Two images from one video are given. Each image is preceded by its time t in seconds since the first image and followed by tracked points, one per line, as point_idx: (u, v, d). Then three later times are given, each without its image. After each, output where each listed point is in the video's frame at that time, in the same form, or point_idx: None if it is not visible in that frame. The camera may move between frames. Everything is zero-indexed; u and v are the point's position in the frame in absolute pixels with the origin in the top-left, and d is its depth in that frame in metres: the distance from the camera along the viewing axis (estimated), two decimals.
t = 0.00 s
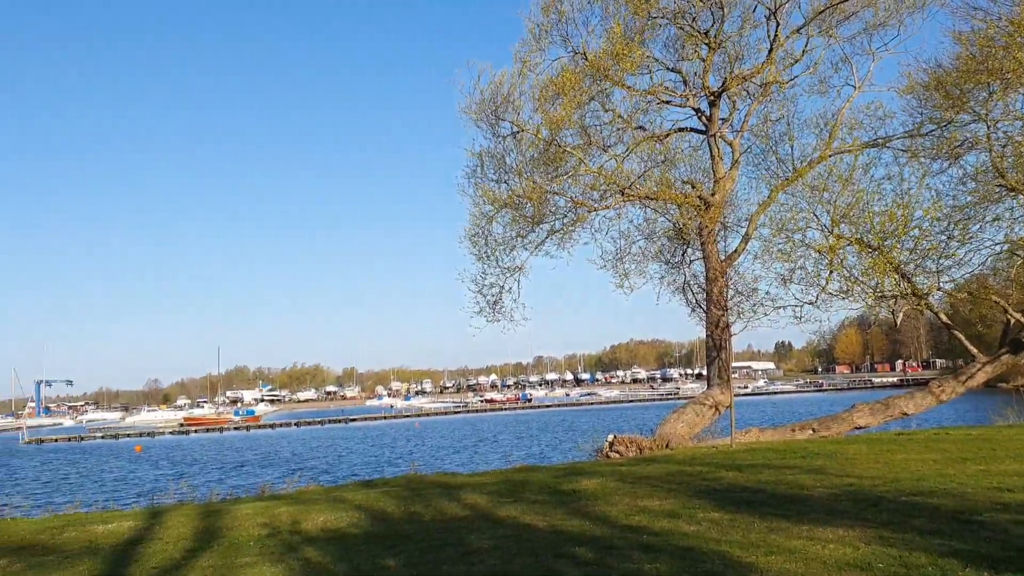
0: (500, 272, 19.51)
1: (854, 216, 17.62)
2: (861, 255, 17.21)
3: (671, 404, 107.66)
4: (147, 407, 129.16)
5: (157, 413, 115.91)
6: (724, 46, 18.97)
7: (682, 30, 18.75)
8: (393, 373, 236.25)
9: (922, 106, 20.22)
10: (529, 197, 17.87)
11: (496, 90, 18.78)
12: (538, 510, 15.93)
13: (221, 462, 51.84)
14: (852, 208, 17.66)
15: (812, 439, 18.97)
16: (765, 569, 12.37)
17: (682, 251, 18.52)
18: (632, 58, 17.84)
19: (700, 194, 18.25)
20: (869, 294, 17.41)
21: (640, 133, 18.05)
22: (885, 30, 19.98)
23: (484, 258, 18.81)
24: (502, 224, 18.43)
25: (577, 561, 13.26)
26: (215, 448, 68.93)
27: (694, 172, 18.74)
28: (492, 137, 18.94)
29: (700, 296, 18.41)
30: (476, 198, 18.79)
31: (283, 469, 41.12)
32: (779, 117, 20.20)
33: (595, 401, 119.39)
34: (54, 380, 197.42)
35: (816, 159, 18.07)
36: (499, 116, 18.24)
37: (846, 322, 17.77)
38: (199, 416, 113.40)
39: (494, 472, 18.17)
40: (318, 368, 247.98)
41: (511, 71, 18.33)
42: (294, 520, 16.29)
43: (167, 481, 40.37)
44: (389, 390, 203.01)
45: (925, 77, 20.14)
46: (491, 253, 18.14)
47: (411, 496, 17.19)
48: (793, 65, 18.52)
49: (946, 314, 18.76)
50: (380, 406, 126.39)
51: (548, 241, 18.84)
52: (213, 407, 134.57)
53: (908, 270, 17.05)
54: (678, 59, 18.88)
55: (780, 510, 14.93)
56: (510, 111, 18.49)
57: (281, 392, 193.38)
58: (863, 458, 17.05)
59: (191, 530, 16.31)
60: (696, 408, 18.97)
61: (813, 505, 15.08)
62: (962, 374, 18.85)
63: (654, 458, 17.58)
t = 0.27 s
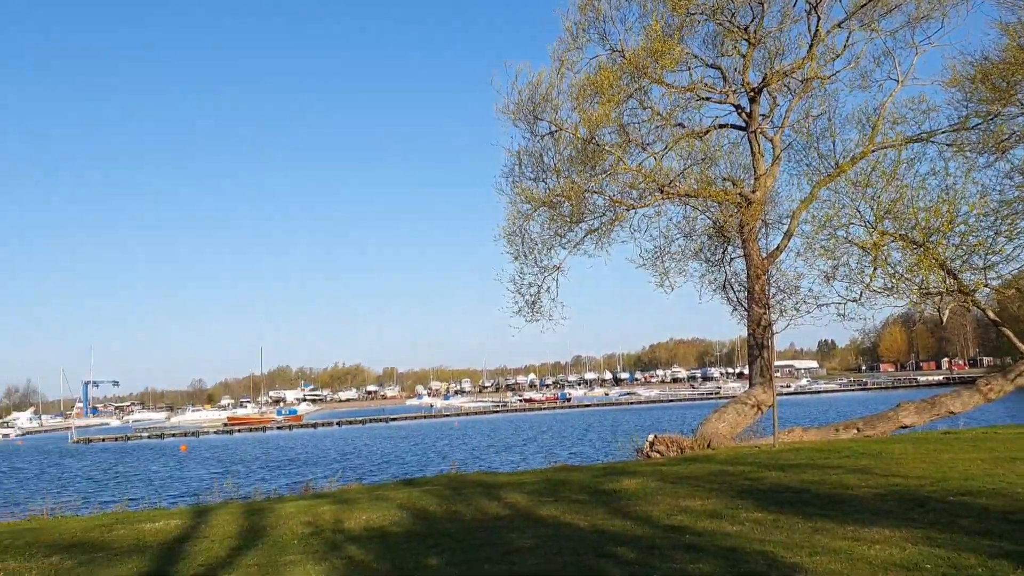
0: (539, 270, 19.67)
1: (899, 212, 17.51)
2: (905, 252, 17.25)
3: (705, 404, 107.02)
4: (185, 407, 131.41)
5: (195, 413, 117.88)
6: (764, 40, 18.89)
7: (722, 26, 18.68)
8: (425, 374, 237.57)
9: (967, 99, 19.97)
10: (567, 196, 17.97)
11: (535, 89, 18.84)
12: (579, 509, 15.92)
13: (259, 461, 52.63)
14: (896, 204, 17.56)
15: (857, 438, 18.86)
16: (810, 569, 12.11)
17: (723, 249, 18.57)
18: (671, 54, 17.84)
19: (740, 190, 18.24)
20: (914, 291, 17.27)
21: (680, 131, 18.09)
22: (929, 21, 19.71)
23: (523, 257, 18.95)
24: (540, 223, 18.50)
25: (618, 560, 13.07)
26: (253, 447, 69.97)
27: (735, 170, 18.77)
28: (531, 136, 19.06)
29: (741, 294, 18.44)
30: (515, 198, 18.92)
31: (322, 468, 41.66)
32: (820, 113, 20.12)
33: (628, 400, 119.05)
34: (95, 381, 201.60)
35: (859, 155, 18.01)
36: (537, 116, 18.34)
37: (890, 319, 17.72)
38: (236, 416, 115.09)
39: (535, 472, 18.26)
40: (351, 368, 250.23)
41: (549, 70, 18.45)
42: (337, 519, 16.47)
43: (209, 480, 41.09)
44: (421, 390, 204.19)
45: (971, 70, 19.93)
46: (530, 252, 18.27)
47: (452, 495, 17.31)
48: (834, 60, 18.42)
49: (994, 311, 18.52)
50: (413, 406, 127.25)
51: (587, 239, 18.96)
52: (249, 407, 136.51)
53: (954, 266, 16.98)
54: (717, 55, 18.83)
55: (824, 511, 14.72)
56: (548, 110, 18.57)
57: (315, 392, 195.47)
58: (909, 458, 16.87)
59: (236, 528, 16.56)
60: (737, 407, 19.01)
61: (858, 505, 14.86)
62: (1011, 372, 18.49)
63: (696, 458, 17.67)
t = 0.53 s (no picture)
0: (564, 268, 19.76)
1: (928, 208, 17.38)
2: (935, 248, 17.15)
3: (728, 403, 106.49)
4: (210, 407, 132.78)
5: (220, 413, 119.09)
6: (790, 36, 18.82)
7: (747, 22, 18.64)
8: (446, 373, 238.28)
9: (998, 93, 19.75)
10: (592, 194, 18.02)
11: (559, 88, 18.88)
12: (606, 508, 15.92)
13: (284, 460, 53.11)
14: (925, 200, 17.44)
15: (886, 437, 18.71)
16: (840, 568, 11.98)
17: (749, 246, 18.52)
18: (696, 51, 17.82)
19: (767, 187, 18.21)
20: (943, 287, 17.21)
21: (705, 128, 18.09)
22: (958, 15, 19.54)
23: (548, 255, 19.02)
24: (565, 222, 18.57)
25: (646, 559, 13.01)
26: (277, 446, 70.60)
27: (761, 166, 18.74)
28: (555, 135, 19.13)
29: (768, 292, 18.40)
30: (540, 196, 19.01)
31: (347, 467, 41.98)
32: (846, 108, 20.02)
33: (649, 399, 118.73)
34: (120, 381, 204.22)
35: (887, 151, 17.89)
36: (562, 114, 18.40)
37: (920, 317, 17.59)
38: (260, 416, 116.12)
39: (562, 471, 18.30)
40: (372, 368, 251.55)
41: (573, 68, 18.51)
42: (365, 517, 16.59)
43: (235, 478, 41.57)
44: (442, 390, 204.85)
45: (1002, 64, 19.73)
46: (555, 250, 18.33)
47: (479, 494, 17.39)
48: (861, 55, 18.32)
49: None
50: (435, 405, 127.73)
51: (612, 237, 19.02)
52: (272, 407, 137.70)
53: (984, 262, 16.83)
54: (743, 51, 18.79)
55: (853, 510, 14.59)
56: (573, 108, 18.61)
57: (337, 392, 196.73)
58: (940, 457, 16.71)
59: (265, 526, 16.73)
60: (765, 406, 18.97)
61: (887, 504, 14.72)
62: None
63: (723, 458, 17.64)
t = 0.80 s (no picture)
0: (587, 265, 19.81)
1: (955, 203, 17.30)
2: (962, 244, 17.02)
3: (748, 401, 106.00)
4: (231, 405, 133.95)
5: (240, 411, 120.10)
6: (814, 31, 18.72)
7: (771, 17, 18.57)
8: (464, 371, 238.79)
9: None
10: (614, 191, 18.05)
11: (582, 85, 18.88)
12: (630, 505, 15.91)
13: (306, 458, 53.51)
14: (951, 195, 17.36)
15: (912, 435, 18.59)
16: (867, 566, 11.88)
17: (773, 243, 18.46)
18: (719, 47, 17.78)
19: (791, 183, 18.16)
20: (971, 284, 17.16)
21: (728, 124, 18.05)
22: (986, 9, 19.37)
23: (571, 252, 19.07)
24: (587, 219, 18.61)
25: (671, 557, 12.96)
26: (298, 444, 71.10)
27: (785, 162, 18.69)
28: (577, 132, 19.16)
29: (793, 289, 18.34)
30: (562, 194, 19.07)
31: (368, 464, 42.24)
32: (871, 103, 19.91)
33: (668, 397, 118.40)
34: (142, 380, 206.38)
35: (913, 146, 17.75)
36: (584, 111, 18.42)
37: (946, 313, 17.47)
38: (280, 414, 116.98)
39: (585, 468, 18.33)
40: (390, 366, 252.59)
41: (596, 65, 18.53)
42: (389, 514, 16.69)
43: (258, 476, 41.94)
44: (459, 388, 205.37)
45: None
46: (578, 247, 18.36)
47: (502, 491, 17.44)
48: (886, 49, 18.20)
49: None
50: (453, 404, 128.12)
51: (635, 233, 19.04)
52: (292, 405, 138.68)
53: (1013, 258, 16.63)
54: (767, 46, 18.72)
55: (880, 508, 14.48)
56: (595, 105, 18.62)
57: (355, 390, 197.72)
58: (968, 455, 16.56)
59: (290, 523, 16.87)
60: (789, 403, 18.94)
61: (914, 502, 14.60)
62: None
63: (748, 455, 17.59)
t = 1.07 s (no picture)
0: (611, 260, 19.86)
1: (984, 198, 17.19)
2: (991, 239, 16.79)
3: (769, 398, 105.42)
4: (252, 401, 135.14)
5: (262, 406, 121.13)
6: (841, 25, 18.59)
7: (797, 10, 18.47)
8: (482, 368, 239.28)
9: None
10: (638, 186, 18.05)
11: (605, 80, 18.87)
12: (654, 502, 15.90)
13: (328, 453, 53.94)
14: (980, 190, 17.24)
15: (940, 433, 18.47)
16: (894, 564, 11.78)
17: (799, 239, 18.39)
18: (744, 41, 17.69)
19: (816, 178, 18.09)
20: (1000, 279, 17.00)
21: (753, 118, 17.98)
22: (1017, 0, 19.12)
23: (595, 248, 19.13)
24: (611, 214, 18.64)
25: (695, 553, 12.92)
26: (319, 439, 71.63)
27: (810, 157, 18.61)
28: (601, 127, 19.18)
29: (818, 285, 18.27)
30: (586, 190, 19.11)
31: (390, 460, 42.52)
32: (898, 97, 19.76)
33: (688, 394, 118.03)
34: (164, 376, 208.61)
35: (942, 141, 17.59)
36: (608, 106, 18.42)
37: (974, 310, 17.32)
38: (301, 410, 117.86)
39: (610, 464, 18.36)
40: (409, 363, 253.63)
41: (620, 60, 18.53)
42: (414, 508, 16.79)
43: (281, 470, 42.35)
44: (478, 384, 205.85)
45: None
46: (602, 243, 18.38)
47: (526, 486, 17.50)
48: (913, 43, 18.04)
49: None
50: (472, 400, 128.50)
51: (659, 229, 19.05)
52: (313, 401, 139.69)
53: None
54: (793, 41, 18.61)
55: (907, 505, 14.36)
56: (619, 100, 18.62)
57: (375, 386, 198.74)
58: (997, 453, 16.39)
59: (316, 517, 17.02)
60: (815, 401, 18.93)
61: (942, 499, 14.47)
62: None
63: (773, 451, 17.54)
